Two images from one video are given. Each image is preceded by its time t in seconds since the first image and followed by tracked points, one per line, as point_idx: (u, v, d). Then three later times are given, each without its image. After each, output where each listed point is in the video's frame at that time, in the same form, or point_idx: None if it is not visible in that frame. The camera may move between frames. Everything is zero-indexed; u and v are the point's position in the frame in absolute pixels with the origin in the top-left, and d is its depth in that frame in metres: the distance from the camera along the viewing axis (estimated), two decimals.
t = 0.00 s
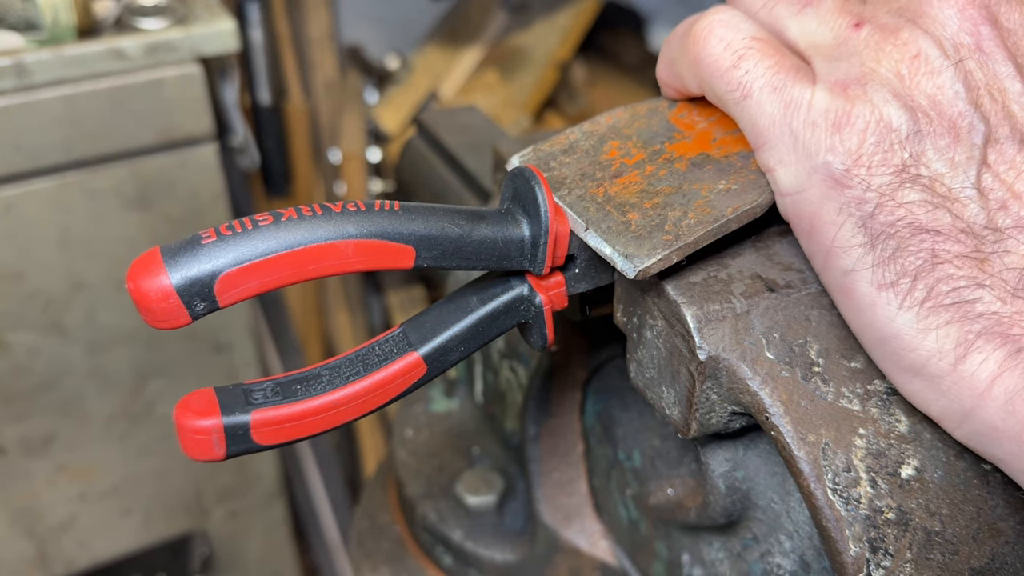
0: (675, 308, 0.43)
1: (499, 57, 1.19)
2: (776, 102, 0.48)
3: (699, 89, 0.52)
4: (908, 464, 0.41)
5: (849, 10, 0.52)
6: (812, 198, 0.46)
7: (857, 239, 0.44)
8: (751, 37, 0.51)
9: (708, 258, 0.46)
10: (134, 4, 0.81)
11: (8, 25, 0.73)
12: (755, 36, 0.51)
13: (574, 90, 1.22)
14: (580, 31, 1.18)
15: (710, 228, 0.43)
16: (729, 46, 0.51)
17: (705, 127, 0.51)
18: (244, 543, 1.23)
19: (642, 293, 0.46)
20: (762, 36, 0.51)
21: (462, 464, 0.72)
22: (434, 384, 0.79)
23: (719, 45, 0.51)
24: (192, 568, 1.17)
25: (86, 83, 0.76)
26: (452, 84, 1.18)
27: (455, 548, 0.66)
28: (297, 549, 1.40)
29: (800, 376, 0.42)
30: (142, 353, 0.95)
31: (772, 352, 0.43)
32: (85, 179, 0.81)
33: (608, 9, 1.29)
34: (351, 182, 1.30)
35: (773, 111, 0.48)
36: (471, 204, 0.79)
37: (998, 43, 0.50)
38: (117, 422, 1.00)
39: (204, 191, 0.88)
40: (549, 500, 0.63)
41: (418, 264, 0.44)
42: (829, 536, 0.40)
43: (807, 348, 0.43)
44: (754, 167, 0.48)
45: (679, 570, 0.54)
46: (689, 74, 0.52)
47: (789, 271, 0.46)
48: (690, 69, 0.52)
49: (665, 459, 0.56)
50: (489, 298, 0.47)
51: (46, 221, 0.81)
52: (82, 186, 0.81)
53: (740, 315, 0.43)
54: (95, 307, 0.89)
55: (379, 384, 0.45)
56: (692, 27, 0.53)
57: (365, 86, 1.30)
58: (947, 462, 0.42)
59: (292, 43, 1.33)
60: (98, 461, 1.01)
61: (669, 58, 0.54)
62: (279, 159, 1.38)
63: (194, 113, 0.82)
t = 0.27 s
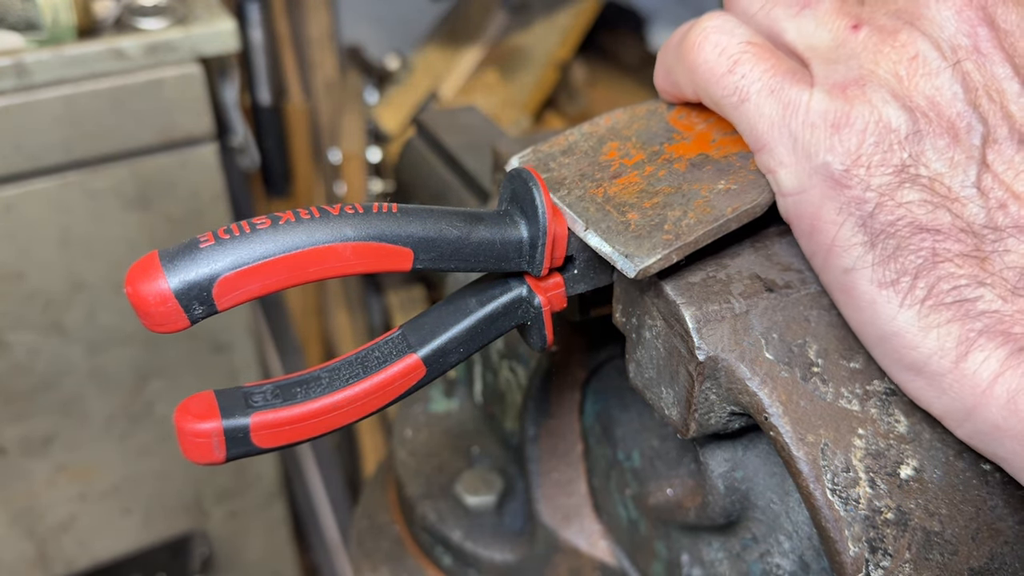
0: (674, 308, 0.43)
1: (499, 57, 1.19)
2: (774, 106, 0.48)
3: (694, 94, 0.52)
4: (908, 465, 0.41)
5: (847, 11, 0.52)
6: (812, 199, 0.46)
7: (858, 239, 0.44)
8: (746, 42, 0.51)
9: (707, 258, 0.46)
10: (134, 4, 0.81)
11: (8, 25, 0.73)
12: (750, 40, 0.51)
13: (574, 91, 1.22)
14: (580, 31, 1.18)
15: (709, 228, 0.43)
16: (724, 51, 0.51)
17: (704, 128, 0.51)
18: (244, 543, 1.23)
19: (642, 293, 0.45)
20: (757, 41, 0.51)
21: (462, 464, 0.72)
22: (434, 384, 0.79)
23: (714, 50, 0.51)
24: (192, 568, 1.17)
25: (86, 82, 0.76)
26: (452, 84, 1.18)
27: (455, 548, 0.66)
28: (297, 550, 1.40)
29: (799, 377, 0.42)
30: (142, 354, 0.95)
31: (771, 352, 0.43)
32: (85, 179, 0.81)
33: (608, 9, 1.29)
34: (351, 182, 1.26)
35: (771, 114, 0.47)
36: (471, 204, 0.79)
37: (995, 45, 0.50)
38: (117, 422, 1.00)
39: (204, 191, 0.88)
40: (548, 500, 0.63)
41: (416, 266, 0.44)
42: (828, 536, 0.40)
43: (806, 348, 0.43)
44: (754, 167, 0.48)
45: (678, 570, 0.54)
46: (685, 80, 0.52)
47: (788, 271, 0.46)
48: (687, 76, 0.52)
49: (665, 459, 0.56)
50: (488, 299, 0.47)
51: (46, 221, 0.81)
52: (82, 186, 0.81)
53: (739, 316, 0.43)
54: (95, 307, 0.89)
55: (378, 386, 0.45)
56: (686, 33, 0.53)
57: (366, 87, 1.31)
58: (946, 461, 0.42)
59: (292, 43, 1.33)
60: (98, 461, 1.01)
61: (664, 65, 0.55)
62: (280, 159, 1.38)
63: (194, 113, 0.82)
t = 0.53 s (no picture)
0: (675, 308, 0.43)
1: (499, 57, 1.19)
2: (773, 108, 0.48)
3: (692, 97, 0.52)
4: (908, 464, 0.41)
5: (848, 12, 0.52)
6: (813, 200, 0.46)
7: (858, 239, 0.44)
8: (744, 45, 0.51)
9: (707, 257, 0.46)
10: (134, 4, 0.81)
11: (8, 25, 0.73)
12: (748, 44, 0.51)
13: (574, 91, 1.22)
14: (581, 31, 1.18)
15: (708, 228, 0.43)
16: (722, 55, 0.51)
17: (703, 128, 0.51)
18: (244, 543, 1.23)
19: (642, 293, 0.46)
20: (755, 44, 0.51)
21: (462, 464, 0.72)
22: (434, 384, 0.79)
23: (712, 54, 0.51)
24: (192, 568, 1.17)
25: (86, 82, 0.76)
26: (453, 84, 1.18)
27: (455, 548, 0.66)
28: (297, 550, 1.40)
29: (800, 376, 0.42)
30: (142, 354, 0.95)
31: (771, 352, 0.43)
32: (85, 179, 0.81)
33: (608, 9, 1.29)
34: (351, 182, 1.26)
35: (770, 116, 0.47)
36: (471, 203, 0.79)
37: (996, 46, 0.50)
38: (117, 422, 1.00)
39: (204, 191, 0.88)
40: (549, 500, 0.63)
41: (417, 265, 0.44)
42: (829, 535, 0.40)
43: (807, 348, 0.43)
44: (752, 167, 0.48)
45: (679, 570, 0.55)
46: (683, 82, 0.52)
47: (789, 271, 0.46)
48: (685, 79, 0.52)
49: (666, 459, 0.56)
50: (490, 299, 0.47)
51: (46, 221, 0.81)
52: (82, 186, 0.81)
53: (740, 315, 0.43)
54: (95, 307, 0.89)
55: (379, 385, 0.45)
56: (685, 36, 0.54)
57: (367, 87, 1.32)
58: (947, 461, 0.42)
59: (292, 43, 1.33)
60: (98, 461, 1.01)
61: (663, 68, 0.55)
62: (279, 159, 1.37)
63: (194, 113, 0.82)
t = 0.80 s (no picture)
0: (670, 308, 0.43)
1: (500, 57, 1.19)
2: (768, 109, 0.48)
3: (689, 96, 0.52)
4: (903, 463, 0.41)
5: (847, 13, 0.52)
6: (808, 203, 0.45)
7: (853, 242, 0.44)
8: (742, 45, 0.51)
9: (702, 257, 0.46)
10: (134, 4, 0.81)
11: (8, 25, 0.75)
12: (747, 44, 0.51)
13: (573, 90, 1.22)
14: (581, 31, 1.18)
15: (698, 232, 0.44)
16: (721, 55, 0.50)
17: (697, 130, 0.51)
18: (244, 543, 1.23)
19: (636, 292, 0.46)
20: (754, 44, 0.51)
21: (460, 464, 0.72)
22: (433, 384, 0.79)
23: (710, 54, 0.51)
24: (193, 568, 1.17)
25: (86, 83, 0.76)
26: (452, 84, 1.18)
27: (452, 547, 0.66)
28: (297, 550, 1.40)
29: (794, 375, 0.42)
30: (142, 354, 0.96)
31: (765, 351, 0.43)
32: (85, 179, 0.81)
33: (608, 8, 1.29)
34: (351, 182, 1.23)
35: (765, 117, 0.47)
36: (469, 203, 0.79)
37: (994, 49, 0.50)
38: (117, 422, 1.00)
39: (204, 191, 0.88)
40: (546, 500, 0.63)
41: (410, 275, 0.44)
42: (823, 534, 0.40)
43: (801, 347, 0.43)
44: (745, 170, 0.48)
45: (675, 569, 0.55)
46: (681, 81, 0.52)
47: (784, 270, 0.47)
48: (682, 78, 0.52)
49: (661, 458, 0.55)
50: (485, 305, 0.47)
51: (46, 220, 0.81)
52: (81, 186, 0.81)
53: (734, 314, 0.43)
54: (95, 307, 0.89)
55: (380, 395, 0.45)
56: (683, 35, 0.53)
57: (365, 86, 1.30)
58: (942, 460, 0.42)
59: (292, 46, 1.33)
60: (98, 461, 1.01)
61: (661, 68, 0.54)
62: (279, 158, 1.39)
63: (193, 113, 0.82)
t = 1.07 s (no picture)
0: (671, 308, 0.43)
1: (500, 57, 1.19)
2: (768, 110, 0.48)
3: (693, 94, 0.52)
4: (903, 464, 0.41)
5: (849, 13, 0.51)
6: (802, 207, 0.46)
7: (847, 246, 0.44)
8: (747, 44, 0.51)
9: (702, 258, 0.46)
10: (134, 4, 0.81)
11: (7, 25, 0.75)
12: (751, 44, 0.51)
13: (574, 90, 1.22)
14: (581, 30, 1.17)
15: (691, 243, 0.44)
16: (724, 53, 0.50)
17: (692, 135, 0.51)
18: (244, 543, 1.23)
19: (637, 293, 0.46)
20: (758, 42, 0.51)
21: (460, 464, 0.72)
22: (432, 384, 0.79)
23: (714, 52, 0.51)
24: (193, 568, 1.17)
25: (86, 83, 0.76)
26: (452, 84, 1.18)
27: (452, 547, 0.67)
28: (297, 550, 1.40)
29: (795, 376, 0.42)
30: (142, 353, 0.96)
31: (766, 352, 0.43)
32: (85, 180, 0.81)
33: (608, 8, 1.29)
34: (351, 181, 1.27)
35: (765, 119, 0.48)
36: (469, 203, 0.79)
37: (994, 52, 0.50)
38: (117, 422, 1.00)
39: (204, 191, 0.88)
40: (546, 500, 0.63)
41: (408, 293, 0.44)
42: (823, 535, 0.40)
43: (802, 348, 0.43)
44: (739, 179, 0.48)
45: (675, 570, 0.55)
46: (684, 78, 0.52)
47: (784, 271, 0.47)
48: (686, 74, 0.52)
49: (662, 459, 0.55)
50: (487, 317, 0.48)
51: (46, 220, 0.81)
52: (82, 186, 0.81)
53: (735, 315, 0.43)
54: (95, 307, 0.89)
55: (389, 413, 0.47)
56: (688, 31, 0.53)
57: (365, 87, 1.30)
58: (942, 462, 0.42)
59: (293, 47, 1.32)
60: (98, 460, 1.01)
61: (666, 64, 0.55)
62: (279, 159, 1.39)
63: (193, 113, 0.82)
